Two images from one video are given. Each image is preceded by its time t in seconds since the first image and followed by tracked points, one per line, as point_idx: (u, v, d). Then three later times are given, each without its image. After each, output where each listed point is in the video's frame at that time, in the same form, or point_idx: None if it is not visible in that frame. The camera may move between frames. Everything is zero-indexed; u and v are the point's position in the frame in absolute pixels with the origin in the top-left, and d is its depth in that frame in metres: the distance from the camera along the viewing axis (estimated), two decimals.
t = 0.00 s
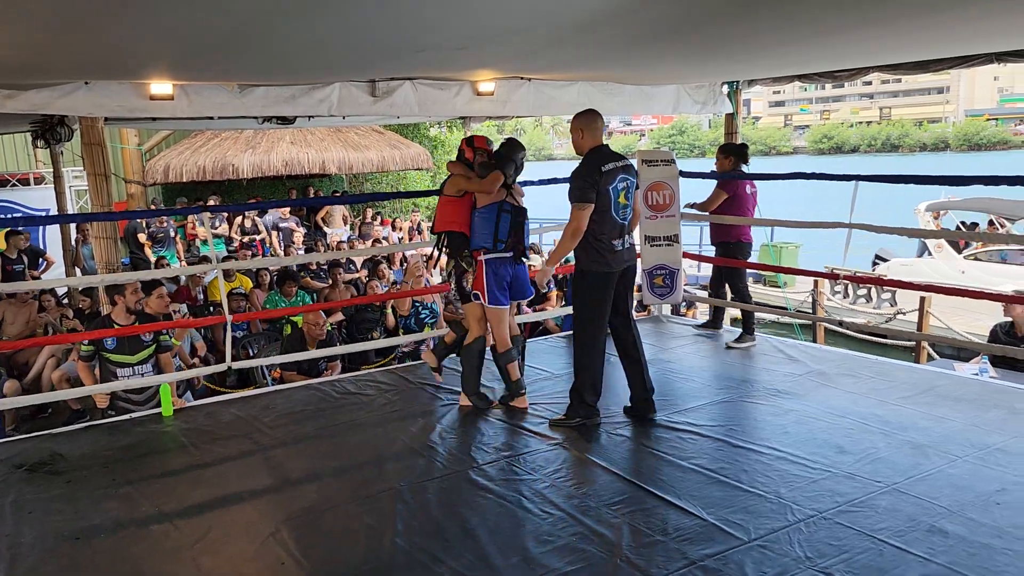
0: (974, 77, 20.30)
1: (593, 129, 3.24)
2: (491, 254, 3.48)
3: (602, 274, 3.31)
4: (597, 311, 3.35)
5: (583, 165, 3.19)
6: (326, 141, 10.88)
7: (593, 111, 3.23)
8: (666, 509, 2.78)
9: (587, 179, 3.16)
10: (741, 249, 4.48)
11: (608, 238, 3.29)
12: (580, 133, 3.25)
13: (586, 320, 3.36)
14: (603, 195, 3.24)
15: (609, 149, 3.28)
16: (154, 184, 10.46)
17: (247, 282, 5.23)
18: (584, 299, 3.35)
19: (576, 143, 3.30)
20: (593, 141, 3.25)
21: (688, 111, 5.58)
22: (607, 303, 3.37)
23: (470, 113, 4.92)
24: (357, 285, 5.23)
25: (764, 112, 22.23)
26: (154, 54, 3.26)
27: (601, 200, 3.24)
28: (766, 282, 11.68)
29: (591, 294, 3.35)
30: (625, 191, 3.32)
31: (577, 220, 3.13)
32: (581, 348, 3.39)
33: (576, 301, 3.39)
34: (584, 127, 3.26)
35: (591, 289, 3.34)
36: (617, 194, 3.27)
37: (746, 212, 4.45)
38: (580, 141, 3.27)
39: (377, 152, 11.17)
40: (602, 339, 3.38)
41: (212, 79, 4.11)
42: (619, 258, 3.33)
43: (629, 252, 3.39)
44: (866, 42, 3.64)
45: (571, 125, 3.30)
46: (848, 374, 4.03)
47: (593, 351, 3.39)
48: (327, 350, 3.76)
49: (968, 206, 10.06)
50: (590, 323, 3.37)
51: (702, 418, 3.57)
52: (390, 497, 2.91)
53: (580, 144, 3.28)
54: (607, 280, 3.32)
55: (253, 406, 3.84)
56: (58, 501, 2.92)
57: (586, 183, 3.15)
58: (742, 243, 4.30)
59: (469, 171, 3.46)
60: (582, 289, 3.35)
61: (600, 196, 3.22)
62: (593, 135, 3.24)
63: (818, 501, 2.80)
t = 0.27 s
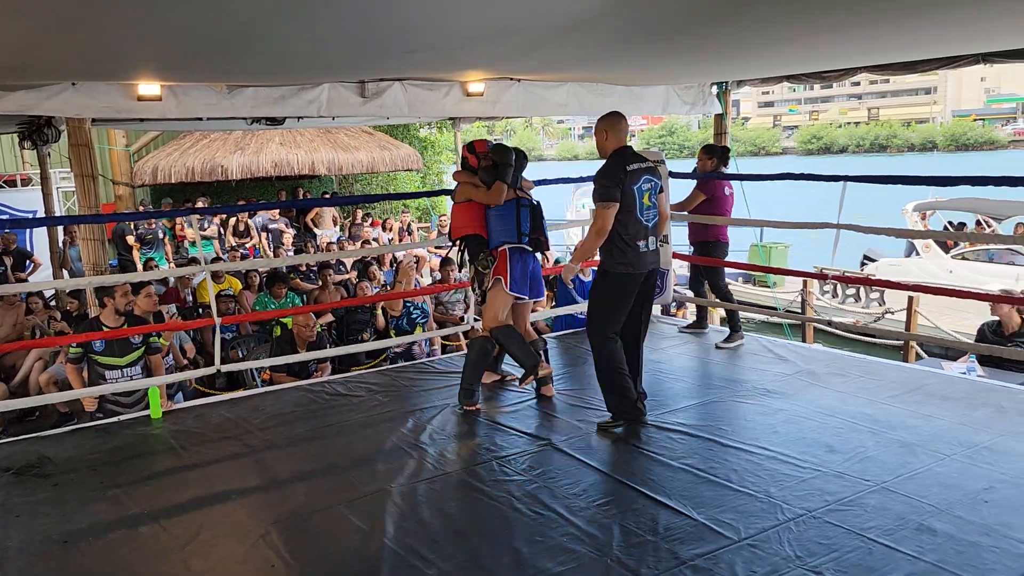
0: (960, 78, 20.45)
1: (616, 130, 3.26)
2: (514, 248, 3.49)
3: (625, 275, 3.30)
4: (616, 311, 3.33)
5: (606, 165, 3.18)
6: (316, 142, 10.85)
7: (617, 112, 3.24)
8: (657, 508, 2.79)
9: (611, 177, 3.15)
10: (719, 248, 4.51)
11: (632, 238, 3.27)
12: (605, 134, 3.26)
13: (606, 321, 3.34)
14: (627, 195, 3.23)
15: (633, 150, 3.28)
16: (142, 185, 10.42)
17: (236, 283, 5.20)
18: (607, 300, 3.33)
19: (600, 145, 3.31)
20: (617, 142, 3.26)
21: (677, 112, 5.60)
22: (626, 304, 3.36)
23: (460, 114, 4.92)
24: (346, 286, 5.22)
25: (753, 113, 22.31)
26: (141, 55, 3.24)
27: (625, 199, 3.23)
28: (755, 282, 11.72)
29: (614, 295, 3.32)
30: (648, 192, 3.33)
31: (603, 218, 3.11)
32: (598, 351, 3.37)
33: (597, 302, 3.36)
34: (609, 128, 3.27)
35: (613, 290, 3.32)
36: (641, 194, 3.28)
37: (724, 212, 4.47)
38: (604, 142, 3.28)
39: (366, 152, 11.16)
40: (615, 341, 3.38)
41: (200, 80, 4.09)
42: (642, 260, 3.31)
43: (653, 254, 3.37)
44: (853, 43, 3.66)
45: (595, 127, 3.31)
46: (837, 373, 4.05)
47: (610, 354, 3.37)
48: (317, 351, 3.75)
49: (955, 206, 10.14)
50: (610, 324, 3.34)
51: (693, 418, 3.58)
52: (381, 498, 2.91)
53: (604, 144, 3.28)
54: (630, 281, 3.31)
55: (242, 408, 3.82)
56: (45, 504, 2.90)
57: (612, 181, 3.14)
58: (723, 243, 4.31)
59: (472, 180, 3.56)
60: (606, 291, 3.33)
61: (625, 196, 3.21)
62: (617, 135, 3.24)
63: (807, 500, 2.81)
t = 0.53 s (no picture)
0: (944, 79, 20.61)
1: (631, 132, 3.29)
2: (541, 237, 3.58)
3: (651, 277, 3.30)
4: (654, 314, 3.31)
5: (615, 169, 3.23)
6: (302, 142, 10.81)
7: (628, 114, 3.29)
8: (644, 509, 2.79)
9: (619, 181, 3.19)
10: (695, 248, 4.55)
11: (647, 241, 3.30)
12: (620, 136, 3.31)
13: (645, 327, 3.33)
14: (639, 198, 3.26)
15: (647, 152, 3.31)
16: (126, 186, 10.35)
17: (221, 285, 5.18)
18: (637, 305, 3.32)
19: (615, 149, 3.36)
20: (630, 144, 3.29)
21: (664, 113, 5.61)
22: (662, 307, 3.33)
23: (446, 114, 4.92)
24: (332, 288, 5.21)
25: (740, 113, 22.40)
26: (124, 56, 3.22)
27: (637, 203, 3.26)
28: (742, 282, 11.77)
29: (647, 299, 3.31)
30: (662, 195, 3.34)
31: (613, 223, 3.15)
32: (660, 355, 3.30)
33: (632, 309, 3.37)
34: (622, 130, 3.31)
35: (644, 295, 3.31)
36: (652, 197, 3.30)
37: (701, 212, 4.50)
38: (618, 144, 3.33)
39: (352, 153, 11.12)
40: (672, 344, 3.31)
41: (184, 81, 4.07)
42: (661, 261, 3.32)
43: (674, 255, 3.37)
44: (836, 44, 3.68)
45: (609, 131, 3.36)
46: (821, 373, 4.07)
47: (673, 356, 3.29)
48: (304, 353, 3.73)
49: (939, 205, 10.21)
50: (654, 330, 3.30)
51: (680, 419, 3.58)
52: (368, 500, 2.90)
53: (618, 147, 3.33)
54: (656, 284, 3.30)
55: (228, 410, 3.81)
56: (28, 509, 2.88)
57: (622, 186, 3.16)
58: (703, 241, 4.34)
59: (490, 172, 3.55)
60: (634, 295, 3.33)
61: (634, 200, 3.25)
62: (630, 138, 3.28)
63: (794, 499, 2.82)
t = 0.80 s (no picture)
0: (922, 80, 20.86)
1: (638, 128, 3.21)
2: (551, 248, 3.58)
3: (658, 276, 3.24)
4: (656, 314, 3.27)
5: (626, 165, 3.15)
6: (283, 142, 10.75)
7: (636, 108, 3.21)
8: (627, 508, 2.80)
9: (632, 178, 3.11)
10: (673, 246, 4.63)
11: (658, 239, 3.21)
12: (627, 132, 3.23)
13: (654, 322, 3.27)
14: (650, 195, 3.18)
15: (656, 147, 3.23)
16: (105, 186, 10.25)
17: (202, 285, 5.14)
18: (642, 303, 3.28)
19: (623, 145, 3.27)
20: (638, 139, 3.22)
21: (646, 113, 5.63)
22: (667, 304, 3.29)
23: (429, 114, 4.90)
24: (314, 288, 5.18)
25: (722, 113, 22.53)
26: (101, 55, 3.18)
27: (648, 199, 3.18)
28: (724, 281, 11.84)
29: (651, 297, 3.26)
30: (673, 189, 3.25)
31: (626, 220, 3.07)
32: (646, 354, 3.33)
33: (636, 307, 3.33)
34: (630, 125, 3.23)
35: (648, 293, 3.26)
36: (664, 192, 3.20)
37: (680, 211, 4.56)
38: (627, 139, 3.24)
39: (334, 152, 11.08)
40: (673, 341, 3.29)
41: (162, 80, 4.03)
42: (671, 260, 3.25)
43: (682, 253, 3.30)
44: (815, 45, 3.71)
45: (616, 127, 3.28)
46: (803, 372, 4.10)
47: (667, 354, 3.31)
48: (285, 354, 3.71)
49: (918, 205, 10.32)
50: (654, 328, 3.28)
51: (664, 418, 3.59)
52: (350, 502, 2.88)
53: (627, 142, 3.25)
54: (662, 282, 3.25)
55: (209, 412, 3.77)
56: (5, 513, 2.84)
57: (631, 182, 3.09)
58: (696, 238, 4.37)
59: (516, 171, 3.49)
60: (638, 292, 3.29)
61: (646, 196, 3.15)
62: (638, 133, 3.20)
63: (775, 497, 2.84)
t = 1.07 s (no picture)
0: (899, 82, 21.11)
1: (652, 127, 3.23)
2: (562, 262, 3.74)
3: (667, 275, 3.22)
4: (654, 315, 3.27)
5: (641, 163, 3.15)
6: (262, 141, 10.69)
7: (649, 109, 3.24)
8: (609, 507, 2.80)
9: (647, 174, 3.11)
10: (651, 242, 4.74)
11: (668, 238, 3.20)
12: (640, 131, 3.24)
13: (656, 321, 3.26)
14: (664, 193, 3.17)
15: (669, 147, 3.25)
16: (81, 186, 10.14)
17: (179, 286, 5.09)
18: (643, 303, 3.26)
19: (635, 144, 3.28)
20: (651, 138, 3.23)
21: (626, 113, 5.66)
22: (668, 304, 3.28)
23: (409, 113, 4.89)
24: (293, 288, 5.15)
25: (702, 114, 22.66)
26: (76, 53, 3.15)
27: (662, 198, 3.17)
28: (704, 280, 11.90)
29: (653, 297, 3.24)
30: (685, 190, 3.26)
31: (640, 215, 3.06)
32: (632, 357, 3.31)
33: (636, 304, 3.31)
34: (642, 126, 3.25)
35: (650, 293, 3.24)
36: (677, 191, 3.20)
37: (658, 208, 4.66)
38: (639, 138, 3.25)
39: (314, 152, 11.03)
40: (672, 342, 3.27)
41: (139, 78, 3.99)
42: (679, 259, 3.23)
43: (690, 253, 3.28)
44: (792, 46, 3.74)
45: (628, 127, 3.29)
46: (782, 370, 4.13)
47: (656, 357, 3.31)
48: (264, 354, 3.68)
49: (896, 205, 10.44)
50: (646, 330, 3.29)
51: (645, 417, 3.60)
52: (331, 502, 2.87)
53: (638, 142, 3.26)
54: (669, 282, 3.23)
55: (188, 413, 3.74)
56: None
57: (645, 179, 3.09)
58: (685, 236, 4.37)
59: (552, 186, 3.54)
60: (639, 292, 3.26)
61: (661, 193, 3.14)
62: (652, 133, 3.21)
63: (754, 495, 2.85)
